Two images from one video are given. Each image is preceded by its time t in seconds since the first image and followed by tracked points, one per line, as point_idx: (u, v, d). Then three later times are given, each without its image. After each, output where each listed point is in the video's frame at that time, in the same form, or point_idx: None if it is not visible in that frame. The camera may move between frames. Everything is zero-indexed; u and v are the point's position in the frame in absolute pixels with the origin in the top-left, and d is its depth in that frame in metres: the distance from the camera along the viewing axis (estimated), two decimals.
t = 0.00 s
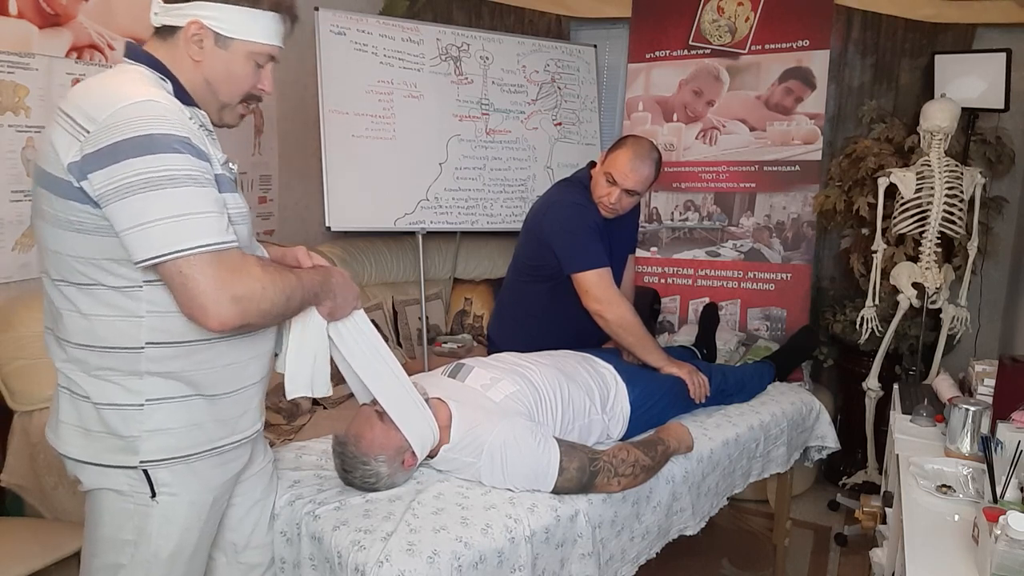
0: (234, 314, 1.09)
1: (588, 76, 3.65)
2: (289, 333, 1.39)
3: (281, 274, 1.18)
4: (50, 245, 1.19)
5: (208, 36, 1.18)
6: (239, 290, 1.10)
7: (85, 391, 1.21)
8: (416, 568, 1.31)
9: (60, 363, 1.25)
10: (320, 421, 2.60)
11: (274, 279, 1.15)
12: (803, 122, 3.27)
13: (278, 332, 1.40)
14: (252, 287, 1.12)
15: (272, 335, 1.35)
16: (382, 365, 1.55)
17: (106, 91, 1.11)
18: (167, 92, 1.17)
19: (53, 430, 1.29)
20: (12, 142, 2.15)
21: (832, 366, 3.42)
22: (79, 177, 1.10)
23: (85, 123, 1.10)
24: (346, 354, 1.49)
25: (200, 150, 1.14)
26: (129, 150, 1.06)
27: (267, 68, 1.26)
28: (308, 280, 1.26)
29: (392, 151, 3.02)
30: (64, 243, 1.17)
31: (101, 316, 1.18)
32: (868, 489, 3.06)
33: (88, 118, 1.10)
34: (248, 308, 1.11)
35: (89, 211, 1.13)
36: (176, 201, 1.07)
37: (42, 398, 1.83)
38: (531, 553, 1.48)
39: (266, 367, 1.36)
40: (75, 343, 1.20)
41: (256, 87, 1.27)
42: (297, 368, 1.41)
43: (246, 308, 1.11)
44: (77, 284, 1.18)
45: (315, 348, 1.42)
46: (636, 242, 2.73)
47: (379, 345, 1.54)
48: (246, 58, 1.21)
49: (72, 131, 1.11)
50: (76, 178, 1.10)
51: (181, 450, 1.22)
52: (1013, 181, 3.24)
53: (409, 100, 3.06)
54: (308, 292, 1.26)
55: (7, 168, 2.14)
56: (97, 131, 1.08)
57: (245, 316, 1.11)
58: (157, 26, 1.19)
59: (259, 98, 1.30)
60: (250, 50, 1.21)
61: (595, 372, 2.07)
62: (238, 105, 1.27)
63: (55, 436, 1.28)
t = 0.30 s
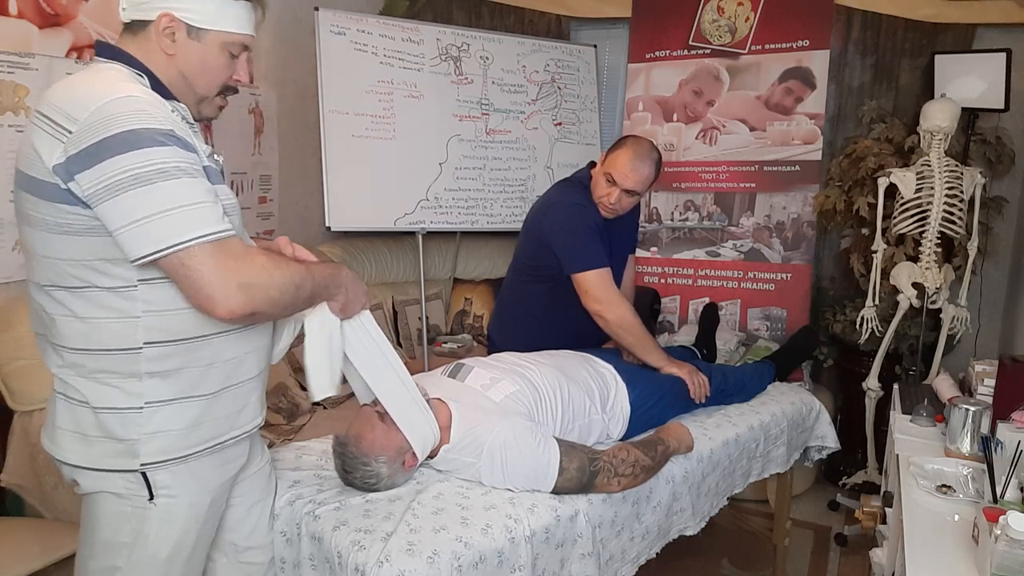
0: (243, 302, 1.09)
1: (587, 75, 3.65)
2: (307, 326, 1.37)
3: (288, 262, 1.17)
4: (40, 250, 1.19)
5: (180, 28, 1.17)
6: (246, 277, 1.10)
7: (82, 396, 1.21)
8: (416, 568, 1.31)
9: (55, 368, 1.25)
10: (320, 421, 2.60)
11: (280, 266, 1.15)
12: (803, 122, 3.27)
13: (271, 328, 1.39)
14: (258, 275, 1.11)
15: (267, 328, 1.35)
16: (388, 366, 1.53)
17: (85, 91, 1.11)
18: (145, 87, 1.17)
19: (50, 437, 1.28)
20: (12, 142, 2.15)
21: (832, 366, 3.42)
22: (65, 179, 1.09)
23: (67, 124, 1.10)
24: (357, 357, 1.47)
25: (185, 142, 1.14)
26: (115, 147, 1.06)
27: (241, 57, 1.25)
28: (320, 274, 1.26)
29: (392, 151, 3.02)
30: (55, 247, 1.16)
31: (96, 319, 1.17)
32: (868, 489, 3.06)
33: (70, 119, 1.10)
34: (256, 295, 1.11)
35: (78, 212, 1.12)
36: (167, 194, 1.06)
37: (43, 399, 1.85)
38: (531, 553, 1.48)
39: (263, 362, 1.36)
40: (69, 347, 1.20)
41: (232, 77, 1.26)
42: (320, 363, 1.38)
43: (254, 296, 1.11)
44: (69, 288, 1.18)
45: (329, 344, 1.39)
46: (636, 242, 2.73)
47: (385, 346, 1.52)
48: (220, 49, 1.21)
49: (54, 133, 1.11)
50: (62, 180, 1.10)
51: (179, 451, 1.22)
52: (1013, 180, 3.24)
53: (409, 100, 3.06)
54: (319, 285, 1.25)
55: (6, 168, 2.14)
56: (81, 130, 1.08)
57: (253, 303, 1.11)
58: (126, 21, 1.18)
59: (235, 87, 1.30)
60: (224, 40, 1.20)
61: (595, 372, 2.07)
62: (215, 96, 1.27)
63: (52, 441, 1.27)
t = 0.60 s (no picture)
0: (252, 287, 1.10)
1: (588, 76, 3.65)
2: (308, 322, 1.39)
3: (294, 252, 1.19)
4: (37, 245, 1.19)
5: (184, 30, 1.18)
6: (254, 263, 1.11)
7: (74, 393, 1.21)
8: (415, 568, 1.31)
9: (49, 364, 1.24)
10: (321, 422, 2.60)
11: (287, 254, 1.17)
12: (803, 122, 3.27)
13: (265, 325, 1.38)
14: (265, 262, 1.12)
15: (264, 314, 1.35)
16: (389, 366, 1.54)
17: (88, 86, 1.11)
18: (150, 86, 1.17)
19: (42, 436, 1.28)
20: (12, 142, 2.15)
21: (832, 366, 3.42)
22: (70, 174, 1.09)
23: (73, 119, 1.10)
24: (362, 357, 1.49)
25: (188, 134, 1.14)
26: (119, 139, 1.06)
27: (244, 61, 1.26)
28: (325, 266, 1.28)
29: (392, 151, 3.02)
30: (52, 242, 1.16)
31: (91, 316, 1.17)
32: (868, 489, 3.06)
33: (74, 113, 1.10)
34: (264, 282, 1.12)
35: (82, 206, 1.13)
36: (174, 183, 1.06)
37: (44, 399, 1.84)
38: (531, 553, 1.48)
39: (259, 364, 1.36)
40: (63, 345, 1.20)
41: (234, 80, 1.27)
42: (333, 356, 1.41)
43: (264, 282, 1.12)
44: (63, 284, 1.18)
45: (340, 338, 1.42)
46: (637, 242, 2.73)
47: (384, 347, 1.53)
48: (223, 51, 1.21)
49: (58, 128, 1.11)
50: (67, 175, 1.10)
51: (171, 450, 1.22)
52: (1014, 181, 3.25)
53: (409, 100, 3.06)
54: (325, 277, 1.28)
55: (6, 168, 2.14)
56: (86, 124, 1.08)
57: (263, 289, 1.12)
58: (131, 22, 1.18)
59: (238, 90, 1.30)
60: (227, 43, 1.20)
61: (595, 372, 2.07)
62: (218, 99, 1.27)
63: (43, 439, 1.27)
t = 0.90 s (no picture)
0: (239, 292, 1.09)
1: (588, 76, 3.65)
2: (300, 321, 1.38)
3: (284, 255, 1.17)
4: (35, 239, 1.19)
5: (198, 34, 1.18)
6: (241, 269, 1.09)
7: (70, 392, 1.21)
8: (416, 568, 1.31)
9: (43, 360, 1.24)
10: (321, 422, 2.60)
11: (277, 259, 1.14)
12: (803, 122, 3.27)
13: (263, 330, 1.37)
14: (253, 267, 1.10)
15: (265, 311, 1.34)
16: (386, 368, 1.54)
17: (91, 84, 1.11)
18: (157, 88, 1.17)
19: (37, 431, 1.28)
20: (12, 142, 2.15)
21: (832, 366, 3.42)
22: (68, 171, 1.09)
23: (74, 117, 1.10)
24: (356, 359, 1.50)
25: (188, 137, 1.14)
26: (117, 139, 1.06)
27: (258, 65, 1.26)
28: (313, 265, 1.24)
29: (392, 151, 3.02)
30: (49, 237, 1.17)
31: (86, 313, 1.17)
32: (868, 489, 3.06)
33: (75, 111, 1.10)
34: (252, 286, 1.10)
35: (78, 203, 1.13)
36: (169, 185, 1.06)
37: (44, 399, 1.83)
38: (531, 553, 1.48)
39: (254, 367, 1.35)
40: (56, 340, 1.20)
41: (247, 84, 1.26)
42: (323, 355, 1.40)
43: (251, 287, 1.10)
44: (58, 279, 1.18)
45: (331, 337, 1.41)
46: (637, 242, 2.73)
47: (380, 348, 1.53)
48: (236, 56, 1.21)
49: (60, 125, 1.11)
50: (65, 172, 1.10)
51: (159, 451, 1.22)
52: (1013, 181, 3.24)
53: (409, 100, 3.06)
54: (315, 274, 1.24)
55: (6, 168, 2.14)
56: (86, 123, 1.08)
57: (251, 295, 1.10)
58: (147, 24, 1.18)
59: (251, 95, 1.30)
60: (241, 48, 1.21)
61: (596, 373, 2.07)
62: (230, 102, 1.26)
63: (38, 434, 1.28)
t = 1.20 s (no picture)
0: (222, 300, 1.07)
1: (588, 76, 3.65)
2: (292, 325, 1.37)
3: (271, 260, 1.16)
4: (37, 228, 1.21)
5: (229, 46, 1.18)
6: (227, 277, 1.08)
7: (65, 391, 1.21)
8: (416, 568, 1.31)
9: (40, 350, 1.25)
10: (320, 421, 2.60)
11: (263, 265, 1.13)
12: (803, 122, 3.27)
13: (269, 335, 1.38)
14: (240, 275, 1.09)
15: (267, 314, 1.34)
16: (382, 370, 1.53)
17: (106, 82, 1.12)
18: (177, 93, 1.17)
19: (31, 421, 1.30)
20: (12, 142, 2.15)
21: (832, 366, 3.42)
22: (72, 162, 1.10)
23: (85, 111, 1.11)
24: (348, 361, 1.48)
25: (195, 142, 1.14)
26: (121, 136, 1.06)
27: (286, 80, 1.25)
28: (300, 270, 1.23)
29: (392, 151, 3.02)
30: (49, 228, 1.18)
31: (83, 307, 1.17)
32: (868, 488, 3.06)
33: (87, 106, 1.11)
34: (235, 294, 1.09)
35: (78, 196, 1.13)
36: (165, 186, 1.06)
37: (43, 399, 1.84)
38: (531, 553, 1.48)
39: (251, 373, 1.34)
40: (52, 330, 1.21)
41: (274, 98, 1.26)
42: (312, 359, 1.39)
43: (235, 296, 1.09)
44: (57, 270, 1.18)
45: (321, 339, 1.39)
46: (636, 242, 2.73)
47: (375, 350, 1.51)
48: (265, 70, 1.20)
49: (72, 118, 1.12)
50: (69, 163, 1.11)
51: (138, 451, 1.21)
52: (1013, 181, 3.24)
53: (409, 100, 3.07)
54: (301, 278, 1.23)
55: (6, 168, 2.14)
56: (94, 118, 1.09)
57: (235, 303, 1.09)
58: (182, 31, 1.19)
59: (277, 108, 1.29)
60: (270, 62, 1.20)
61: (596, 373, 2.07)
62: (256, 114, 1.26)
63: (32, 425, 1.29)
